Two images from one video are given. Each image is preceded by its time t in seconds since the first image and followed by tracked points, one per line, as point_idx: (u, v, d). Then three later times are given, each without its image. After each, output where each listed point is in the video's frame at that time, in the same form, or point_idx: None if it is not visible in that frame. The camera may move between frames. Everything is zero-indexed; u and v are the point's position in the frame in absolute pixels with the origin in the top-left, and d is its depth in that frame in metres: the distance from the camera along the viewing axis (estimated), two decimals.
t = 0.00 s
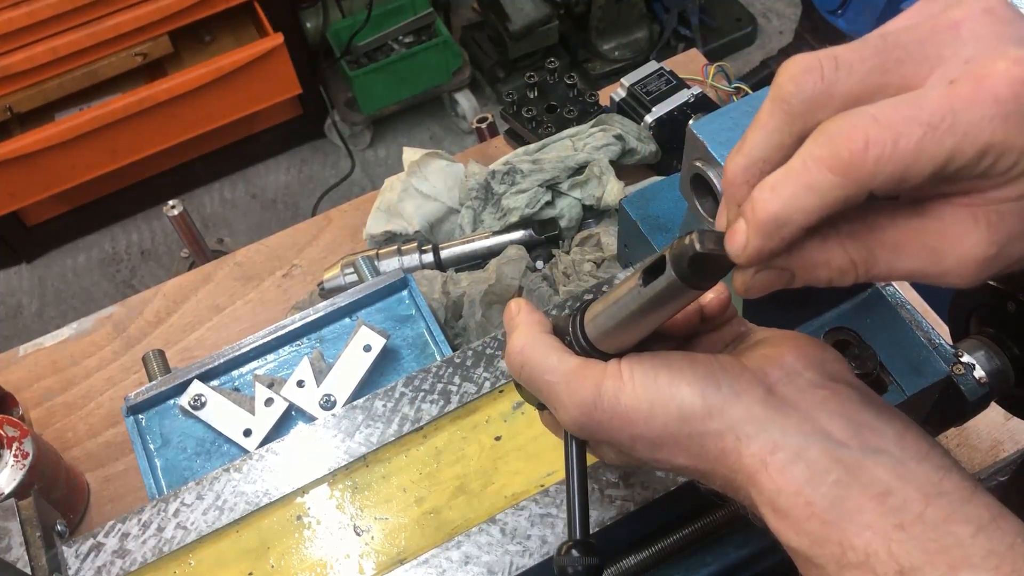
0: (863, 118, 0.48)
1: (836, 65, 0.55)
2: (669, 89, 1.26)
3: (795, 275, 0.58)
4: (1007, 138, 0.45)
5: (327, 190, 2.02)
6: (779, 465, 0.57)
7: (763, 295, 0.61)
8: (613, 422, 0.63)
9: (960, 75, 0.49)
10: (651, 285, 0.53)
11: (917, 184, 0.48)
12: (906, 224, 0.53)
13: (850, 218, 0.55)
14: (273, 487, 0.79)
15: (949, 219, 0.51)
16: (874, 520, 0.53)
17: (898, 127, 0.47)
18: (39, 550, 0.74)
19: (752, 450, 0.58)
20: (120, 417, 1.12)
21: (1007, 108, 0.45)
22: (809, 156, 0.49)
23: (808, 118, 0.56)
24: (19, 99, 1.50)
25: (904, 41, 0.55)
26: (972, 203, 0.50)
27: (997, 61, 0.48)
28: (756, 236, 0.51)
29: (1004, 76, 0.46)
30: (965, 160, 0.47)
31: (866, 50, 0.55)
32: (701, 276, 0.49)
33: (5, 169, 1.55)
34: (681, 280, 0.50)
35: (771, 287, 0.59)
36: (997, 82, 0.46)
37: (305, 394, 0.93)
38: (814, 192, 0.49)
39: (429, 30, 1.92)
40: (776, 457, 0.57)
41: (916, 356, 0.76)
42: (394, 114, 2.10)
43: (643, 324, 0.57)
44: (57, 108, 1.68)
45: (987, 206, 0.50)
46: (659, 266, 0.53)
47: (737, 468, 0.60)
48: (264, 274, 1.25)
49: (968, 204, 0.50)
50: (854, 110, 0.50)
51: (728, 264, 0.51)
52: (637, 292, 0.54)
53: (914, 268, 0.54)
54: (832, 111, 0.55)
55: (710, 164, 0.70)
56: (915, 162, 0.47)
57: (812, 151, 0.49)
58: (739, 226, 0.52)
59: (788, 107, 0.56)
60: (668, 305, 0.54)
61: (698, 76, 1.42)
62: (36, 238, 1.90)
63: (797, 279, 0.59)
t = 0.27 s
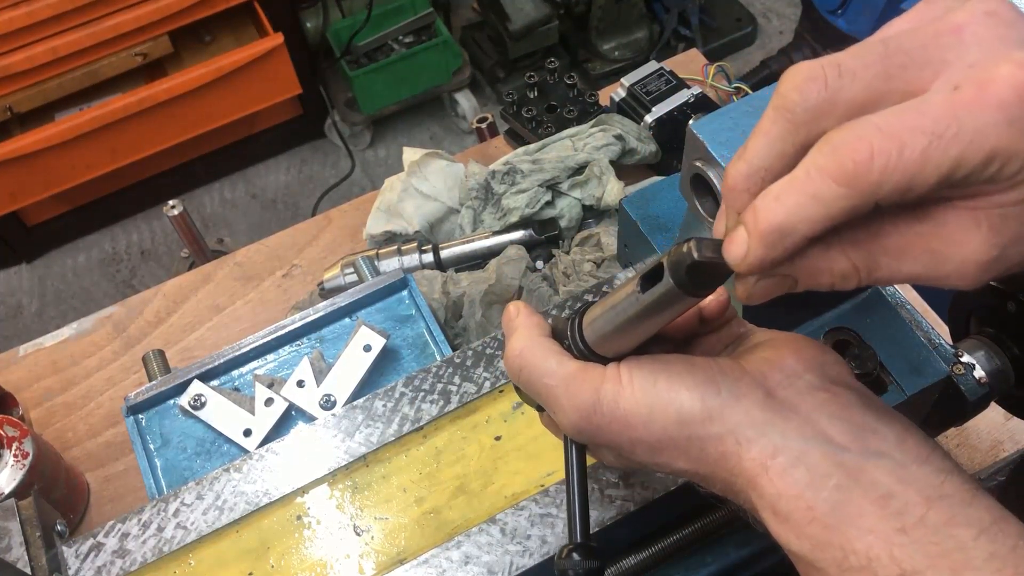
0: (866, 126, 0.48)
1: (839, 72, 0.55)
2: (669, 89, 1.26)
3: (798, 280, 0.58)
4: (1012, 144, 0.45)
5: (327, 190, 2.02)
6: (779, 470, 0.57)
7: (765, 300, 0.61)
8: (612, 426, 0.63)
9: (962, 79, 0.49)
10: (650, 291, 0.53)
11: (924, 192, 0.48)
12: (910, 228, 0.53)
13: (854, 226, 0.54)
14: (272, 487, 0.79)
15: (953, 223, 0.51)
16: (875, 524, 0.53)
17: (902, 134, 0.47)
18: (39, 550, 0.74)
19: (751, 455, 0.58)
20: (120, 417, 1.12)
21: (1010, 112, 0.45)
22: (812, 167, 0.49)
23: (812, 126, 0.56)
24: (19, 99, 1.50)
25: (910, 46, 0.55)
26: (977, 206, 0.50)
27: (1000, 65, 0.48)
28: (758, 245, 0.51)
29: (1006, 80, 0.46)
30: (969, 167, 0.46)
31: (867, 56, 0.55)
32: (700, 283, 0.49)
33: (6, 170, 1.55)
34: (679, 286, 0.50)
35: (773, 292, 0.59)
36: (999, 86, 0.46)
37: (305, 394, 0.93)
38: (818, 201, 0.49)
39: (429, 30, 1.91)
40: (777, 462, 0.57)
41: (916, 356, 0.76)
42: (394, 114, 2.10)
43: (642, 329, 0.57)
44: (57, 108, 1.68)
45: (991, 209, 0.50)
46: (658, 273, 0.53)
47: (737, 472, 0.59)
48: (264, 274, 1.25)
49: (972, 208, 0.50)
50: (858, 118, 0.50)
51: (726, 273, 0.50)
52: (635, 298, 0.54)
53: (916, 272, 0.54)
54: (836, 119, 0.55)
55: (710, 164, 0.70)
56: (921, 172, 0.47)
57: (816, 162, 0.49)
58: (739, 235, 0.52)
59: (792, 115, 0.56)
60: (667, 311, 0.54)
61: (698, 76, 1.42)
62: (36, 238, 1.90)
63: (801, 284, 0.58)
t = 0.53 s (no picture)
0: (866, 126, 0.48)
1: (840, 70, 0.55)
2: (669, 89, 1.26)
3: (803, 278, 0.58)
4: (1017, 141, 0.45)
5: (327, 190, 2.02)
6: (779, 469, 0.57)
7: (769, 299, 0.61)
8: (611, 424, 0.63)
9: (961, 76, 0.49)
10: (649, 289, 0.53)
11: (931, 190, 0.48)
12: (914, 226, 0.53)
13: (859, 223, 0.54)
14: (273, 487, 0.79)
15: (959, 221, 0.51)
16: (875, 523, 0.53)
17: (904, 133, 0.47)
18: (39, 550, 0.74)
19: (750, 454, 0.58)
20: (120, 417, 1.12)
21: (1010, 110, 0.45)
22: (818, 164, 0.49)
23: (815, 122, 0.56)
24: (19, 99, 1.50)
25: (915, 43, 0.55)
26: (981, 204, 0.50)
27: (1006, 63, 0.48)
28: (762, 245, 0.51)
29: (1014, 77, 0.46)
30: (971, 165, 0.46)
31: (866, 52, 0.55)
32: (700, 281, 0.49)
33: (6, 170, 1.55)
34: (679, 284, 0.50)
35: (778, 290, 0.59)
36: (1000, 83, 0.46)
37: (305, 394, 0.93)
38: (823, 200, 0.49)
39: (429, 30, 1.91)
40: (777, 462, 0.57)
41: (916, 356, 0.76)
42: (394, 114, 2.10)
43: (641, 327, 0.57)
44: (57, 108, 1.68)
45: (996, 206, 0.50)
46: (657, 271, 0.53)
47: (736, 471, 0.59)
48: (264, 274, 1.25)
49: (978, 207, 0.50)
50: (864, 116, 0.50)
51: (727, 271, 0.50)
52: (635, 296, 0.54)
53: (922, 270, 0.54)
54: (841, 114, 0.55)
55: (710, 165, 0.70)
56: (926, 169, 0.47)
57: (822, 160, 0.49)
58: (742, 232, 0.52)
59: (796, 110, 0.56)
60: (666, 309, 0.54)
61: (698, 76, 1.42)
62: (36, 238, 1.90)
63: (806, 282, 0.58)
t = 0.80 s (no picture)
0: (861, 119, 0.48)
1: (834, 62, 0.55)
2: (669, 89, 1.26)
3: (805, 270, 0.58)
4: (1011, 133, 0.45)
5: (327, 190, 2.02)
6: (775, 465, 0.57)
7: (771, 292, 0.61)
8: (609, 421, 0.63)
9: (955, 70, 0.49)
10: (647, 286, 0.53)
11: (932, 176, 0.48)
12: (916, 216, 0.53)
13: (859, 213, 0.54)
14: (273, 487, 0.79)
15: (961, 209, 0.51)
16: (871, 519, 0.53)
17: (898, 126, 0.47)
18: (39, 550, 0.74)
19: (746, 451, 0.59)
20: (120, 417, 1.12)
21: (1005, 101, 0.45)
22: (818, 155, 0.49)
23: (815, 111, 0.56)
24: (18, 99, 1.50)
25: (911, 31, 0.55)
26: (984, 192, 0.50)
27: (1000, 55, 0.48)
28: (762, 236, 0.51)
29: (1013, 63, 0.45)
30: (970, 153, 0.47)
31: (863, 45, 0.55)
32: (697, 279, 0.49)
33: (6, 169, 1.55)
34: (677, 283, 0.50)
35: (779, 283, 0.59)
36: (994, 76, 0.46)
37: (305, 394, 0.93)
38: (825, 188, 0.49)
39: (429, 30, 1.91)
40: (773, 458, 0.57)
41: (917, 356, 0.76)
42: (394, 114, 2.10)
43: (640, 324, 0.57)
44: (57, 108, 1.68)
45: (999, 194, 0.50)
46: (654, 269, 0.53)
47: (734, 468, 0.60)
48: (264, 274, 1.25)
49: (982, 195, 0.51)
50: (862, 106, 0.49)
51: (727, 265, 0.51)
52: (633, 294, 0.54)
53: (926, 260, 0.54)
54: (835, 107, 0.56)
55: (709, 164, 0.70)
56: (925, 157, 0.47)
57: (822, 149, 0.49)
58: (742, 224, 0.52)
59: (795, 100, 0.56)
60: (664, 307, 0.54)
61: (698, 76, 1.42)
62: (36, 238, 1.90)
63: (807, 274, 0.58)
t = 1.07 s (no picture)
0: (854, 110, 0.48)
1: (827, 54, 0.55)
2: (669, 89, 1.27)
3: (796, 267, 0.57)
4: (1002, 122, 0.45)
5: (327, 190, 2.02)
6: (770, 457, 0.57)
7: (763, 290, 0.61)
8: (604, 412, 0.63)
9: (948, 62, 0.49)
10: (644, 276, 0.53)
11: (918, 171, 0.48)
12: (905, 210, 0.53)
13: (850, 209, 0.54)
14: (273, 487, 0.79)
15: (950, 202, 0.51)
16: (867, 510, 0.53)
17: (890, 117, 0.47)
18: (39, 550, 0.74)
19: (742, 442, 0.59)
20: (120, 417, 1.12)
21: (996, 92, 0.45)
22: (806, 149, 0.49)
23: (803, 106, 0.56)
24: (18, 99, 1.50)
25: (904, 25, 0.55)
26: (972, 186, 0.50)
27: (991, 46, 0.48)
28: (754, 230, 0.50)
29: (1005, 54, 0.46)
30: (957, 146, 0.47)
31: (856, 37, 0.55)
32: (696, 269, 0.50)
33: (6, 169, 1.55)
34: (674, 272, 0.50)
35: (771, 279, 0.58)
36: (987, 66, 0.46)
37: (305, 394, 0.93)
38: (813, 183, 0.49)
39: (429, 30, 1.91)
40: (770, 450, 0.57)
41: (917, 356, 0.76)
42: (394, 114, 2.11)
43: (637, 314, 0.57)
44: (57, 108, 1.68)
45: (987, 189, 0.50)
46: (653, 258, 0.53)
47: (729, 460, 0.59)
48: (264, 274, 1.25)
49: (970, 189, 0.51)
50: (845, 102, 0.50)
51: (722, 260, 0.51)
52: (629, 283, 0.54)
53: (917, 254, 0.54)
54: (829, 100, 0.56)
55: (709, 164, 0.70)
56: (911, 150, 0.47)
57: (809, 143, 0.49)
58: (735, 219, 0.51)
59: (781, 97, 0.56)
60: (660, 297, 0.54)
61: (698, 76, 1.42)
62: (37, 239, 1.90)
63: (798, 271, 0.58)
